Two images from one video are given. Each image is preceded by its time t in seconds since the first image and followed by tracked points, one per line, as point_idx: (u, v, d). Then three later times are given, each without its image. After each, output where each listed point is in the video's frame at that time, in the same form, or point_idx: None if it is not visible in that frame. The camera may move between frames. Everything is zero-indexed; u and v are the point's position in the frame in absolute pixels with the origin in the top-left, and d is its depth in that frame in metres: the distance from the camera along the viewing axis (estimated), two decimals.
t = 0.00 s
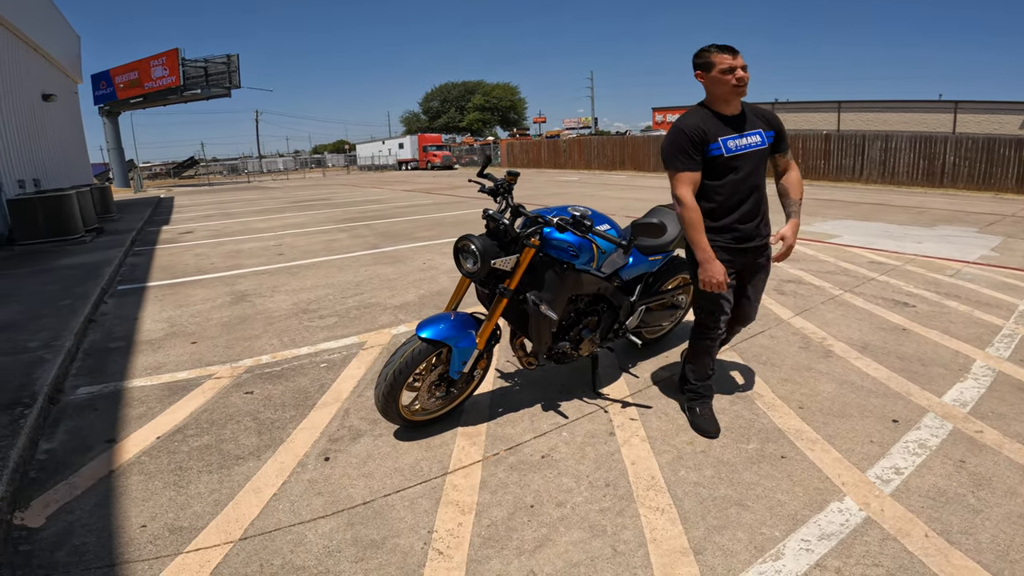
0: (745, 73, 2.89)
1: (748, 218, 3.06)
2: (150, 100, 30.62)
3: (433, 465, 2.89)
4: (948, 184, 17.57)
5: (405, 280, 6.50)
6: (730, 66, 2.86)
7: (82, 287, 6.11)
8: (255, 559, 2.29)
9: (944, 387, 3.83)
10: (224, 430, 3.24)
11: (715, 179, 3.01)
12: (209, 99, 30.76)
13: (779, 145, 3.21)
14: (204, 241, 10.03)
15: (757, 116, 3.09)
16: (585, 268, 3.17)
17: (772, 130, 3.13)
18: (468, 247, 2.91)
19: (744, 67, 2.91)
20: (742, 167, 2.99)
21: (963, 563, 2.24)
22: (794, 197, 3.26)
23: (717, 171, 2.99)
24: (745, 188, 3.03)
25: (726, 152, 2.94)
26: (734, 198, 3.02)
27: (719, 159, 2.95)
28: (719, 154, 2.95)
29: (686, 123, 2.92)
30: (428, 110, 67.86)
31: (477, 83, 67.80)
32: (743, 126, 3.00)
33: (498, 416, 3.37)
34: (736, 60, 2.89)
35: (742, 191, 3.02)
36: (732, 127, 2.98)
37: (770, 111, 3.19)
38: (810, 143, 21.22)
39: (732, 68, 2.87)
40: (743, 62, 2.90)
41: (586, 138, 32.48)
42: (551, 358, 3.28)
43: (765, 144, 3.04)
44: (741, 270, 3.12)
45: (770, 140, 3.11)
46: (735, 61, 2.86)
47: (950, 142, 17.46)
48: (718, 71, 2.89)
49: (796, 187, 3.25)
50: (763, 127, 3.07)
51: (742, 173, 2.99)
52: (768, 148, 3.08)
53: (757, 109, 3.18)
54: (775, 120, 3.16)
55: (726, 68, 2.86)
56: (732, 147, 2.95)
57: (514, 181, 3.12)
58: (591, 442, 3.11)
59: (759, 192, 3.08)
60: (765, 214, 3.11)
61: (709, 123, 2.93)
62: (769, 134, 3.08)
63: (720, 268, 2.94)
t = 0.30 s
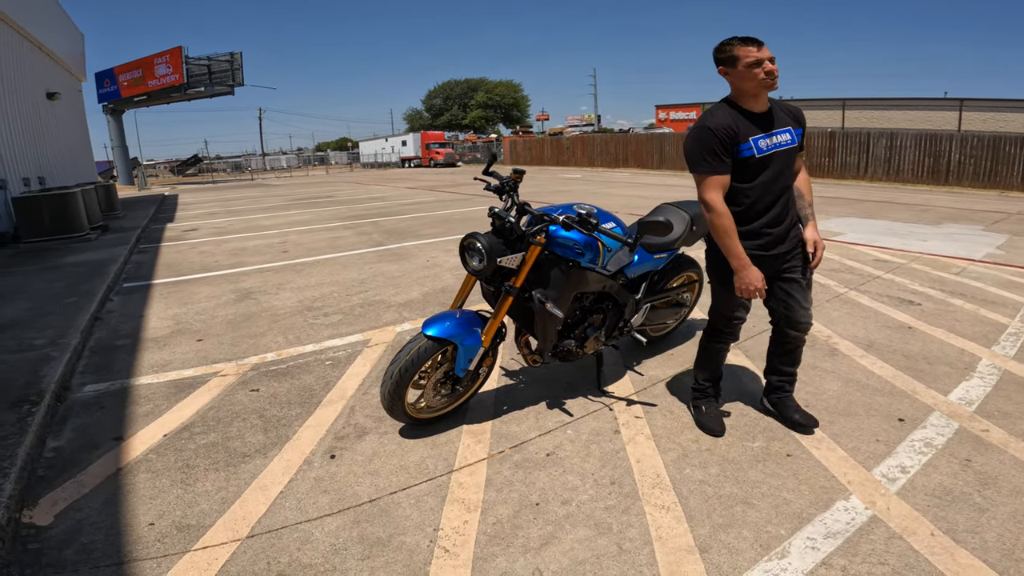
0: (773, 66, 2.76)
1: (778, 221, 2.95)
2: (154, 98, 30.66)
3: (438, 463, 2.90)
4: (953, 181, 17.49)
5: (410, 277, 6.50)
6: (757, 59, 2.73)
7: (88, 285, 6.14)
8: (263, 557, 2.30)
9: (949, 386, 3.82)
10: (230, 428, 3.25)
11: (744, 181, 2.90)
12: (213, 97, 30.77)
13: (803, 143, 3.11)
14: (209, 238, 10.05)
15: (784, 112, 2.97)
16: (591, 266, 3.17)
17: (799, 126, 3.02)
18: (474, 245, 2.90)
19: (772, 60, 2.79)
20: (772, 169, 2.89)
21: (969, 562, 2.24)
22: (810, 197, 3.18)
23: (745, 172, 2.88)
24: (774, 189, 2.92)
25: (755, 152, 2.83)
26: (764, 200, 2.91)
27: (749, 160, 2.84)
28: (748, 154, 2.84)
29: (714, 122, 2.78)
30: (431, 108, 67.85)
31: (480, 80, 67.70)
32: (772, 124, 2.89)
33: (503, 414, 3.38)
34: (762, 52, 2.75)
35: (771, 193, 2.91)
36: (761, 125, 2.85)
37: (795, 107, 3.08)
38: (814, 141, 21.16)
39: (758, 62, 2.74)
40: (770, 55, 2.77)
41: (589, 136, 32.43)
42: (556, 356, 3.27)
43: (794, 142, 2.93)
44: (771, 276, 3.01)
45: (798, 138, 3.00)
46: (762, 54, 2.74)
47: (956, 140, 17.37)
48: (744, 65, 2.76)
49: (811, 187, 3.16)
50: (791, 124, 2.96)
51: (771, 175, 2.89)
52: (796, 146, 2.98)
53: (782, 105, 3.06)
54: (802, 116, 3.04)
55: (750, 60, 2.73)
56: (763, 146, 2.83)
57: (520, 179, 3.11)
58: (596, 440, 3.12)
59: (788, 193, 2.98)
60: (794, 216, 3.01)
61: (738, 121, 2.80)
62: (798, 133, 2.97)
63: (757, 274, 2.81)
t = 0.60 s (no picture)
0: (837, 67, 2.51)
1: (816, 232, 2.70)
2: (157, 96, 30.71)
3: (441, 460, 2.91)
4: (958, 180, 17.42)
5: (413, 275, 6.51)
6: (819, 59, 2.49)
7: (93, 282, 6.16)
8: (267, 553, 2.32)
9: (953, 384, 3.81)
10: (235, 424, 3.27)
11: (784, 185, 2.68)
12: (216, 94, 30.81)
13: (870, 151, 2.81)
14: (212, 236, 10.08)
15: (845, 117, 2.72)
16: (593, 262, 3.17)
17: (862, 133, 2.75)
18: (478, 242, 2.91)
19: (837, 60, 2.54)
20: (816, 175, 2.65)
21: (972, 560, 2.24)
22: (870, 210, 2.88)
23: (787, 176, 2.66)
24: (818, 197, 2.68)
25: (798, 155, 2.61)
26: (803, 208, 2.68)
27: (791, 162, 2.63)
28: (792, 157, 2.62)
29: (758, 119, 2.61)
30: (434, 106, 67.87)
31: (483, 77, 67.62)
32: (827, 127, 2.64)
33: (506, 411, 3.39)
34: (827, 53, 2.50)
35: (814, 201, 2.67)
36: (814, 127, 2.62)
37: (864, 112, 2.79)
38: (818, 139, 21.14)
39: (821, 62, 2.50)
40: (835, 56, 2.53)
41: (592, 133, 32.39)
42: (559, 353, 3.28)
43: (850, 149, 2.67)
44: (803, 290, 2.79)
45: (858, 146, 2.73)
46: (826, 54, 2.50)
47: (960, 138, 17.30)
48: (804, 63, 2.52)
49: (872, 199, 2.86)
50: (850, 130, 2.69)
51: (814, 182, 2.66)
52: (854, 154, 2.70)
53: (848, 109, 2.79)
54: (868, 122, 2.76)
55: (810, 60, 2.49)
56: (810, 150, 2.61)
57: (523, 177, 3.11)
58: (599, 437, 3.12)
59: (835, 204, 2.72)
60: (841, 229, 2.74)
61: (785, 120, 2.60)
62: (858, 140, 2.70)
63: (781, 284, 2.66)
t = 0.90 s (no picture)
0: (891, 71, 2.35)
1: (840, 225, 2.65)
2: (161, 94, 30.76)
3: (445, 455, 2.91)
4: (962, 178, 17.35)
5: (416, 271, 6.52)
6: (867, 60, 2.38)
7: (98, 278, 6.18)
8: (271, 547, 2.32)
9: (957, 380, 3.80)
10: (239, 419, 3.28)
11: (819, 166, 2.67)
12: (219, 92, 30.84)
13: (961, 155, 2.51)
14: (216, 233, 10.10)
15: (926, 111, 2.49)
16: (597, 257, 3.16)
17: (945, 134, 2.49)
18: (481, 236, 2.91)
19: (899, 61, 2.34)
20: (856, 162, 2.57)
21: (975, 555, 2.24)
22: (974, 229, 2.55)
23: (825, 158, 2.64)
24: (850, 188, 2.60)
25: (836, 136, 2.57)
26: (835, 194, 2.64)
27: (828, 143, 2.60)
28: (831, 138, 2.59)
29: (808, 96, 2.65)
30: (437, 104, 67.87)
31: (486, 75, 67.52)
32: (889, 117, 2.49)
33: (510, 406, 3.39)
34: (891, 51, 2.33)
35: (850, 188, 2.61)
36: (872, 116, 2.50)
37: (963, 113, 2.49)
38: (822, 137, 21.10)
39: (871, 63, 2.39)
40: (896, 56, 2.33)
41: (595, 131, 32.34)
42: (562, 347, 3.28)
43: (910, 147, 2.48)
44: (824, 279, 2.77)
45: (933, 146, 2.49)
46: (877, 56, 2.35)
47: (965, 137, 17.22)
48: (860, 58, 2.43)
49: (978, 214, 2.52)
50: (921, 126, 2.48)
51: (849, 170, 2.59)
52: (914, 153, 2.49)
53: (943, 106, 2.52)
54: (959, 122, 2.47)
55: (869, 53, 2.36)
56: (857, 135, 2.53)
57: (526, 172, 3.11)
58: (603, 432, 3.12)
59: (873, 201, 2.59)
60: (876, 229, 2.62)
61: (839, 102, 2.56)
62: (929, 138, 2.47)
63: (808, 250, 2.61)
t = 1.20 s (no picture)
0: (833, 77, 2.51)
1: (831, 217, 2.70)
2: (164, 92, 30.81)
3: (448, 450, 2.92)
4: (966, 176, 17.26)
5: (419, 268, 6.53)
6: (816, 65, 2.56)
7: (103, 275, 6.21)
8: (275, 542, 2.34)
9: (960, 378, 3.79)
10: (243, 415, 3.29)
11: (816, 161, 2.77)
12: (222, 91, 30.85)
13: (962, 150, 2.41)
14: (220, 230, 10.12)
15: (922, 107, 2.44)
16: (600, 253, 3.16)
17: (942, 131, 2.42)
18: (485, 232, 2.91)
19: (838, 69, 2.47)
20: (845, 158, 2.63)
21: (978, 552, 2.24)
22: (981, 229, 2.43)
23: (819, 153, 2.74)
24: (839, 182, 2.65)
25: (827, 132, 2.67)
26: (823, 188, 2.71)
27: (822, 138, 2.71)
28: (825, 133, 2.70)
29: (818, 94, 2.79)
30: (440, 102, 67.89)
31: (488, 73, 67.42)
32: (878, 112, 2.51)
33: (513, 402, 3.40)
34: (826, 61, 2.48)
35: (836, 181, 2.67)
36: (852, 111, 2.59)
37: (966, 108, 2.38)
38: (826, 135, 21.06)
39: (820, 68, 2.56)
40: (833, 65, 2.47)
41: (598, 129, 32.27)
42: (565, 343, 3.28)
43: (898, 142, 2.47)
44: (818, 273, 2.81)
45: (924, 141, 2.44)
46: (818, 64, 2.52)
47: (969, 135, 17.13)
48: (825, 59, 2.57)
49: (987, 217, 2.41)
50: (913, 123, 2.44)
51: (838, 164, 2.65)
52: (903, 150, 2.48)
53: (943, 102, 2.42)
54: (958, 119, 2.38)
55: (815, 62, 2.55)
56: (839, 130, 2.63)
57: (530, 168, 3.11)
58: (605, 428, 3.13)
59: (864, 197, 2.61)
60: (866, 223, 2.63)
61: (838, 99, 2.66)
62: (918, 134, 2.44)
63: (778, 236, 2.82)
